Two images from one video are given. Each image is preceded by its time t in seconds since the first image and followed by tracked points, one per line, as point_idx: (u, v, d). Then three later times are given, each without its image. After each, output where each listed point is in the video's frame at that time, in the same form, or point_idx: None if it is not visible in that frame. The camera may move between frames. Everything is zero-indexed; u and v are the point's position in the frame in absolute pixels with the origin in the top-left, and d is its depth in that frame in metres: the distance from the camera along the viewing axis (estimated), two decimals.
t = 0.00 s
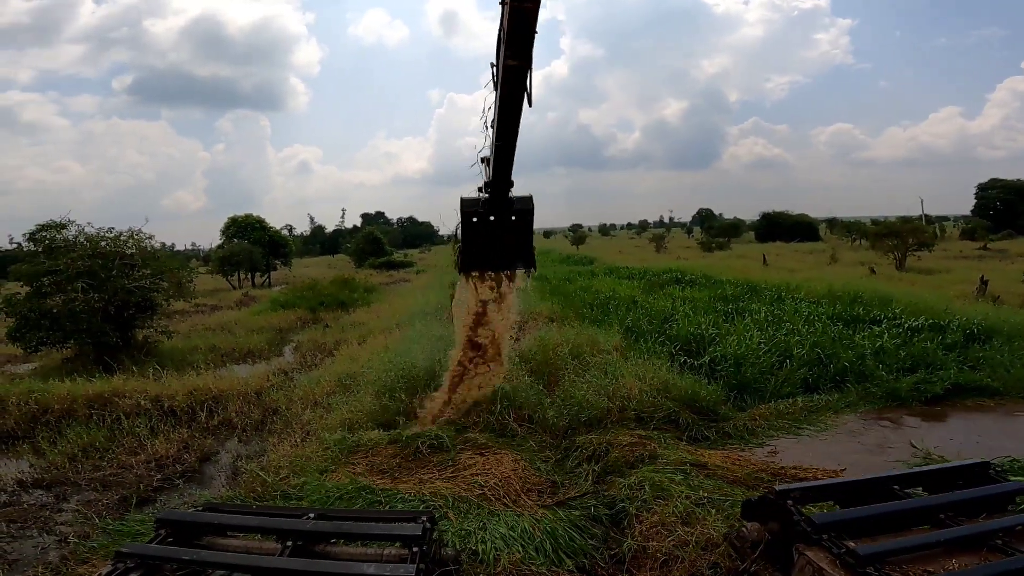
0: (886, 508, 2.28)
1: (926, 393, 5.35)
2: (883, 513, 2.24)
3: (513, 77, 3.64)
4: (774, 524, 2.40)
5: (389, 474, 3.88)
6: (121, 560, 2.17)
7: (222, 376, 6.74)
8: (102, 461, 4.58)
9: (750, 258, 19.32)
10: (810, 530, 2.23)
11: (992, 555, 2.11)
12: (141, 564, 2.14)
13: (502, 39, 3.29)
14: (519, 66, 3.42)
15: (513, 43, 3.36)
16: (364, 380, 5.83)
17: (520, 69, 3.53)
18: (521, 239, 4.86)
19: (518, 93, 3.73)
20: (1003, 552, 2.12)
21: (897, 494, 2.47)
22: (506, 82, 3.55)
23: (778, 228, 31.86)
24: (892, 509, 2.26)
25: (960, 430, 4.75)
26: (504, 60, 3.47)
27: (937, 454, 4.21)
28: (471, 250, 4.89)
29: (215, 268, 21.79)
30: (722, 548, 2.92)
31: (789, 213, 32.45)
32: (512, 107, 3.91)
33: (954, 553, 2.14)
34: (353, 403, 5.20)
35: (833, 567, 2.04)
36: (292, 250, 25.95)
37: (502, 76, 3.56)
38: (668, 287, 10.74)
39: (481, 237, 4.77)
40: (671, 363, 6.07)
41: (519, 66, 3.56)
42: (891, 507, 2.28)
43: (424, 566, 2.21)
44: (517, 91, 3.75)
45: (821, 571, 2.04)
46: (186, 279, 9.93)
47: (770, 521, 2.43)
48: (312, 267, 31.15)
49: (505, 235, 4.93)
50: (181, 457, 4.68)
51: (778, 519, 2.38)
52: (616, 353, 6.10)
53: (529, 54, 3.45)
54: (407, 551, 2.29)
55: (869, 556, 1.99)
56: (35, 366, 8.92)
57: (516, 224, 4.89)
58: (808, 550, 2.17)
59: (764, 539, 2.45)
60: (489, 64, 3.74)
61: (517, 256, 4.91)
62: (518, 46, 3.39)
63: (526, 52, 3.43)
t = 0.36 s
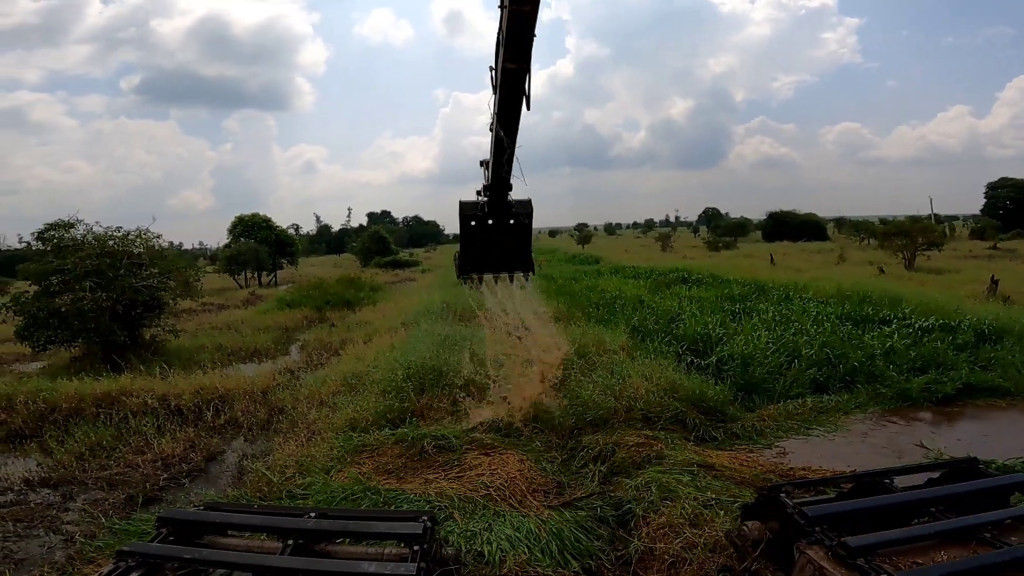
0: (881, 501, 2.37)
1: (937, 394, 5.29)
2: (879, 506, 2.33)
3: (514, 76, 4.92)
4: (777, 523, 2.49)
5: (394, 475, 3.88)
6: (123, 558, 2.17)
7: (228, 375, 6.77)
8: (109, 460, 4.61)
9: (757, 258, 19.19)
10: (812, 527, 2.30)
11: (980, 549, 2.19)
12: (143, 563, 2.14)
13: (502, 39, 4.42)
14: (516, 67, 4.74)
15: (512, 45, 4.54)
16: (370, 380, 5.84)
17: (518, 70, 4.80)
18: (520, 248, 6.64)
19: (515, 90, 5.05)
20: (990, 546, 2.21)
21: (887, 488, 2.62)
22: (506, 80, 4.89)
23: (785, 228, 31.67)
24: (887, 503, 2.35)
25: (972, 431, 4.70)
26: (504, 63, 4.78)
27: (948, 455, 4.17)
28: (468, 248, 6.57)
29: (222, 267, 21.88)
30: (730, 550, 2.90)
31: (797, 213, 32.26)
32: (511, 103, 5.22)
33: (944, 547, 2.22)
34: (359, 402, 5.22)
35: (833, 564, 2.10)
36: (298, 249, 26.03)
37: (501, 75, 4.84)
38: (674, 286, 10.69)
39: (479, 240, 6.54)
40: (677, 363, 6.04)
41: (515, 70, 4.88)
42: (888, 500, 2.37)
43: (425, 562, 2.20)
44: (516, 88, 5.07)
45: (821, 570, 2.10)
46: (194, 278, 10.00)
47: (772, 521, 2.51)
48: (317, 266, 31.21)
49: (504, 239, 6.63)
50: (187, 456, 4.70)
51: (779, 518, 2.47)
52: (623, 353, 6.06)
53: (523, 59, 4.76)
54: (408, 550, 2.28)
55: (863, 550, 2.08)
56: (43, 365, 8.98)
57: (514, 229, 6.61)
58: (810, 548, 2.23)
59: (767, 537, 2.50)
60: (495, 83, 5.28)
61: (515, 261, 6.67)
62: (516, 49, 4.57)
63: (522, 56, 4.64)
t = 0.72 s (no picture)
0: (876, 495, 2.42)
1: (950, 394, 5.24)
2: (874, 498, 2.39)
3: (505, 77, 5.28)
4: (781, 520, 2.46)
5: (400, 475, 3.88)
6: (140, 550, 2.23)
7: (236, 374, 6.79)
8: (117, 459, 4.63)
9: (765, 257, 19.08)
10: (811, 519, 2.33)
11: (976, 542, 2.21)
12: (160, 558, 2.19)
13: (494, 41, 4.71)
14: (507, 66, 5.06)
15: (505, 47, 4.87)
16: (376, 379, 5.85)
17: (509, 70, 5.13)
18: (508, 251, 8.64)
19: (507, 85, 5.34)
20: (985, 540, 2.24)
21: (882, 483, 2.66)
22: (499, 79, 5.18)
23: (792, 227, 31.47)
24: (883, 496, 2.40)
25: (986, 431, 4.65)
26: (497, 62, 5.08)
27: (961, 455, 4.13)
28: (464, 250, 8.49)
29: (229, 266, 21.98)
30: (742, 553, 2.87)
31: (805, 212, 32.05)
32: (502, 101, 5.66)
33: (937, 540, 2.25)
34: (366, 402, 5.23)
35: (833, 558, 2.13)
36: (304, 248, 26.12)
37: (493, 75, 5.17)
38: (681, 286, 10.63)
39: (472, 241, 8.47)
40: (686, 362, 6.00)
41: (508, 68, 5.14)
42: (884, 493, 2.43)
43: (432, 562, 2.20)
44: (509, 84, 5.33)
45: (826, 568, 2.10)
46: (201, 277, 10.06)
47: (777, 518, 2.48)
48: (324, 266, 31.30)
49: (495, 243, 8.59)
50: (195, 456, 4.71)
51: (783, 515, 2.45)
52: (631, 353, 6.04)
53: (514, 59, 5.06)
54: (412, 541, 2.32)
55: (855, 540, 2.14)
56: (53, 364, 9.06)
57: (504, 236, 8.54)
58: (814, 546, 2.25)
59: (772, 535, 2.45)
60: (486, 79, 5.62)
61: (504, 262, 8.70)
62: (508, 50, 4.90)
63: (514, 57, 4.98)
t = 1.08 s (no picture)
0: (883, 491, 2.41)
1: (972, 399, 5.13)
2: (879, 491, 2.42)
3: (509, 72, 5.23)
4: (796, 522, 2.43)
5: (409, 479, 3.87)
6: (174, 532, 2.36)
7: (247, 374, 6.84)
8: (129, 460, 4.68)
9: (778, 258, 18.88)
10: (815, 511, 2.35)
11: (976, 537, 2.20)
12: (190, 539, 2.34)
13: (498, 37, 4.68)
14: (512, 62, 5.03)
15: (508, 41, 4.83)
16: (386, 381, 5.86)
17: (513, 65, 5.09)
18: (512, 247, 8.62)
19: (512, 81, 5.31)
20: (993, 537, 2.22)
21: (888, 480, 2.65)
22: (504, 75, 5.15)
23: (807, 227, 31.12)
24: (887, 490, 2.41)
25: (1008, 437, 4.54)
26: (502, 59, 5.06)
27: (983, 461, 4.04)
28: (468, 245, 8.47)
29: (242, 266, 22.21)
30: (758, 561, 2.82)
31: (819, 213, 31.67)
32: (506, 96, 5.62)
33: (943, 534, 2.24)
34: (376, 403, 5.23)
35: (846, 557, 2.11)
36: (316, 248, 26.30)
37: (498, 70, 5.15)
38: (694, 287, 10.53)
39: (476, 234, 8.46)
40: (699, 366, 5.92)
41: (513, 65, 5.10)
42: (889, 486, 2.46)
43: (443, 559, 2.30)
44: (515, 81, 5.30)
45: (841, 567, 2.07)
46: (214, 277, 10.16)
47: (790, 518, 2.47)
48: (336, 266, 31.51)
49: (498, 239, 8.57)
50: (205, 456, 4.74)
51: (796, 514, 2.44)
52: (643, 355, 5.99)
53: (519, 55, 5.03)
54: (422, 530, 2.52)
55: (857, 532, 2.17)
56: (68, 363, 9.19)
57: (507, 232, 8.51)
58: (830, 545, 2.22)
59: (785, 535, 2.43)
60: (490, 73, 5.57)
61: (507, 258, 8.67)
62: (512, 45, 4.86)
63: (517, 51, 4.93)
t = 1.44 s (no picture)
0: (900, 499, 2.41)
1: (998, 405, 4.99)
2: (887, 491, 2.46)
3: (521, 77, 5.23)
4: (808, 525, 2.42)
5: (417, 484, 3.85)
6: (200, 522, 2.39)
7: (258, 375, 6.88)
8: (138, 461, 4.71)
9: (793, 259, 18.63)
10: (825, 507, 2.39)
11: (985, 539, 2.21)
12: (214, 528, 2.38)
13: (510, 41, 4.65)
14: (525, 67, 5.01)
15: (520, 45, 4.80)
16: (396, 383, 5.86)
17: (525, 71, 5.08)
18: (526, 252, 8.61)
19: (524, 84, 5.28)
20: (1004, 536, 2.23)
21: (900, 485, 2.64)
22: (516, 79, 5.12)
23: (822, 229, 30.72)
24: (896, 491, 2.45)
25: None
26: (513, 63, 5.03)
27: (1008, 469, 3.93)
28: (481, 249, 8.46)
29: (256, 266, 22.42)
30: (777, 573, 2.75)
31: (835, 214, 31.25)
32: (518, 102, 5.62)
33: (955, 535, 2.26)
34: (385, 406, 5.23)
35: (869, 567, 2.05)
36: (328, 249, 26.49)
37: (510, 75, 5.12)
38: (708, 289, 10.41)
39: (490, 239, 8.44)
40: (714, 370, 5.83)
41: (525, 68, 5.07)
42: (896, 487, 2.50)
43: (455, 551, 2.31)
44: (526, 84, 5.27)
45: (856, 574, 2.04)
46: (227, 278, 10.25)
47: (803, 522, 2.45)
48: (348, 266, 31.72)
49: (512, 244, 8.57)
50: (214, 458, 4.76)
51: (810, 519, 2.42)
52: (657, 359, 5.91)
53: (530, 59, 5.00)
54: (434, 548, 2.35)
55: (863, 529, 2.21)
56: (83, 362, 9.32)
57: (521, 236, 8.52)
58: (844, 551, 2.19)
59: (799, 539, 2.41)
60: (502, 79, 5.57)
61: (521, 262, 8.65)
62: (524, 51, 4.85)
63: (530, 57, 4.92)
